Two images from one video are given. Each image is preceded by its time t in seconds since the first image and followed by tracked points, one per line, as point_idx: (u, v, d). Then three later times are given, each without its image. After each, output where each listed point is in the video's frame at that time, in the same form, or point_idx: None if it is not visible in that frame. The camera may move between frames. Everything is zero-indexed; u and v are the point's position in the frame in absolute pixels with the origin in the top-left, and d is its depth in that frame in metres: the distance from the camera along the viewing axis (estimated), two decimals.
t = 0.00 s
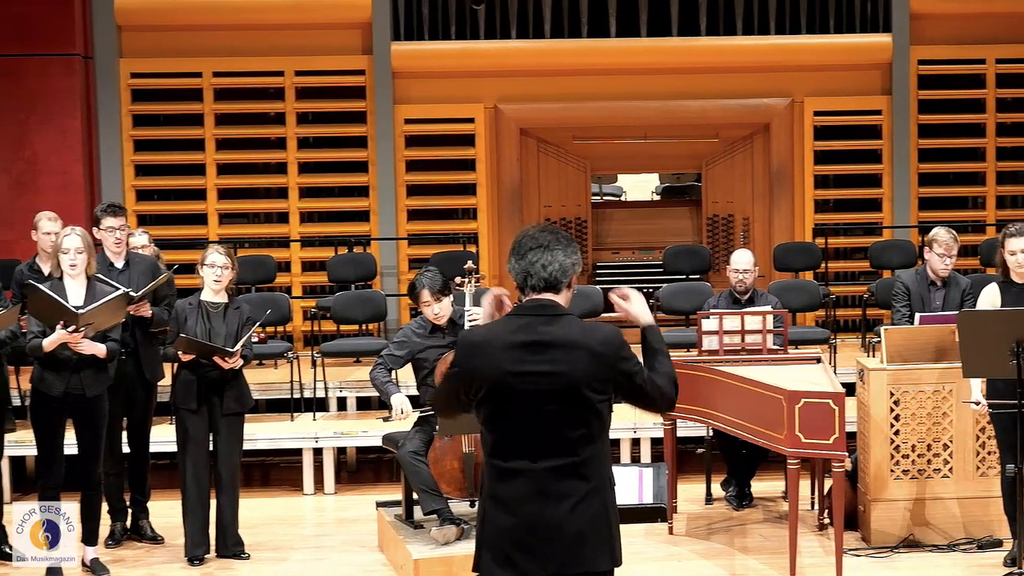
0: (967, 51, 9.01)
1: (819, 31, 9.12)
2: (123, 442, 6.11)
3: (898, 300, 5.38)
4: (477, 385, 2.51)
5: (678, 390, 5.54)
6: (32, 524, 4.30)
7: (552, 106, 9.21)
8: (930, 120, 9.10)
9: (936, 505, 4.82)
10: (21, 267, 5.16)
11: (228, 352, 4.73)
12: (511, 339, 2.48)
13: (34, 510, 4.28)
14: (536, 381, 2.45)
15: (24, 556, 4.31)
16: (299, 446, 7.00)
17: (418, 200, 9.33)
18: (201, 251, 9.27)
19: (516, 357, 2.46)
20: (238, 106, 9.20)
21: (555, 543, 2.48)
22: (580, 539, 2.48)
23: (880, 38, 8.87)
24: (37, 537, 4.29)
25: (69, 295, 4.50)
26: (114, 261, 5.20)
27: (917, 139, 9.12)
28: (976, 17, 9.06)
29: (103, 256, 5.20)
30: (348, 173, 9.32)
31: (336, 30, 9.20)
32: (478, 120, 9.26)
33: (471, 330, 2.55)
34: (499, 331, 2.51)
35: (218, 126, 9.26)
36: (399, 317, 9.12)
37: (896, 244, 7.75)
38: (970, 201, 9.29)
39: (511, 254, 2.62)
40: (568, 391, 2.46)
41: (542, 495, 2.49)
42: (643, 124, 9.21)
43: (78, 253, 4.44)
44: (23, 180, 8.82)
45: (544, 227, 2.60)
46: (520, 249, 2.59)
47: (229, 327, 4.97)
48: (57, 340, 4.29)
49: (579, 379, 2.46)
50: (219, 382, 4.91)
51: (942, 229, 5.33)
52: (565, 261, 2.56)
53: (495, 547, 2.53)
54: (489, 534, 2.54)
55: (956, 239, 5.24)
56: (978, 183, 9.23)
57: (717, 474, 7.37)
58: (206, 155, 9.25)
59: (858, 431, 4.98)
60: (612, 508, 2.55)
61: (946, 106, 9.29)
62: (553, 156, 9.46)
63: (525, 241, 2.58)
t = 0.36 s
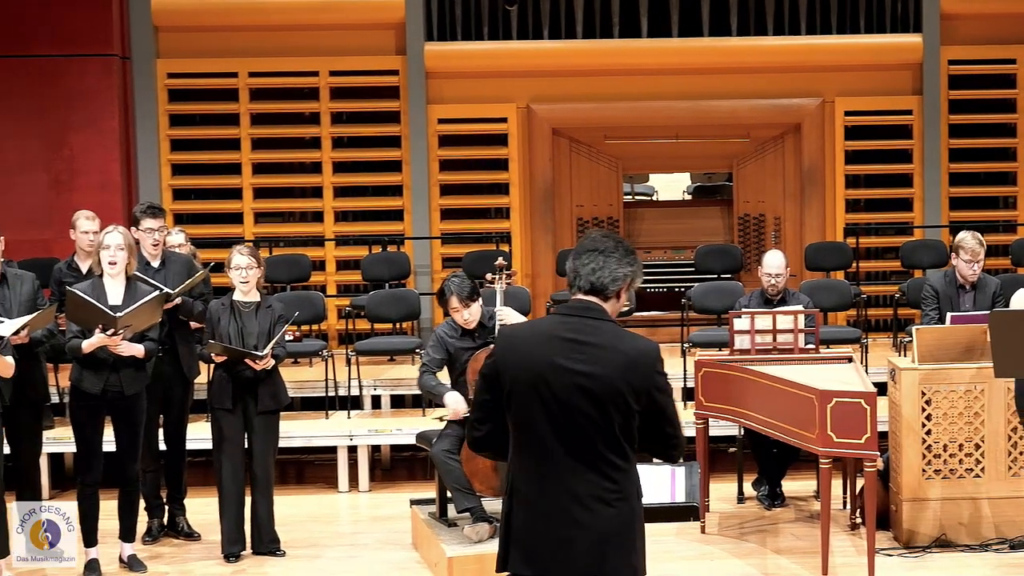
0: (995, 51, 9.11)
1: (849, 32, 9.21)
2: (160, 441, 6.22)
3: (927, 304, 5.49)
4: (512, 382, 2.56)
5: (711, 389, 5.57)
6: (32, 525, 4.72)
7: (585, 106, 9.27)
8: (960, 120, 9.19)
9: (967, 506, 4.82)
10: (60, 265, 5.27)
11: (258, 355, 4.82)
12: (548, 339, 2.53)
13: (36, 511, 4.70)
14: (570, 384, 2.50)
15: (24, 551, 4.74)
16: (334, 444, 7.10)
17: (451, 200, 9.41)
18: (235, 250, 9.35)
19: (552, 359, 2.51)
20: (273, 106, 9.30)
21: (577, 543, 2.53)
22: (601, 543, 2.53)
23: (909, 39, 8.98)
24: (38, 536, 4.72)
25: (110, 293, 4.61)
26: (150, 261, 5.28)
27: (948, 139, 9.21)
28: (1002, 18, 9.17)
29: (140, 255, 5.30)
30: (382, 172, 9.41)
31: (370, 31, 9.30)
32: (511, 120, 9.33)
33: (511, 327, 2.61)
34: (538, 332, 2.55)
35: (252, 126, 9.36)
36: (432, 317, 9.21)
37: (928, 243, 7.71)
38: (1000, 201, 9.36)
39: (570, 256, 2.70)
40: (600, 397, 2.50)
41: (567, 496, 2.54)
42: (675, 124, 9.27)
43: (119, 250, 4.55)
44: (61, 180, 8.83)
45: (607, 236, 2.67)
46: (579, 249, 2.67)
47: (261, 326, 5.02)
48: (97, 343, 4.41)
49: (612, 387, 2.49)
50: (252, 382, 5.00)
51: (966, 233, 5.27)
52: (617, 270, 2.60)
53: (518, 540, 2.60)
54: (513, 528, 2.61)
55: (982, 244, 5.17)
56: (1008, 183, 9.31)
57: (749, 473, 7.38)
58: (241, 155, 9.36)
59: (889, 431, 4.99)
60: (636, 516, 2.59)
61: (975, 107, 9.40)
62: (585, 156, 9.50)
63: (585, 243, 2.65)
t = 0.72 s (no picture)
0: None
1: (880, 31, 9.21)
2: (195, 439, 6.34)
3: (954, 305, 5.51)
4: (551, 386, 2.48)
5: (742, 388, 5.59)
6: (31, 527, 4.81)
7: (615, 106, 9.31)
8: (992, 120, 9.18)
9: (999, 506, 4.81)
10: (97, 264, 5.38)
11: (284, 353, 4.83)
12: (590, 340, 2.46)
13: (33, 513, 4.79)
14: (614, 386, 2.44)
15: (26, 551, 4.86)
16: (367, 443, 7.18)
17: (482, 200, 9.47)
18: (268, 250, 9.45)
19: (596, 361, 2.45)
20: (305, 106, 9.38)
21: (624, 546, 2.50)
22: (646, 543, 2.51)
23: (942, 39, 8.95)
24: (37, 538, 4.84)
25: (143, 291, 4.71)
26: (184, 259, 5.38)
27: (978, 139, 9.19)
28: None
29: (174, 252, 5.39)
30: (414, 172, 9.48)
31: (402, 31, 9.37)
32: (542, 120, 9.37)
33: (543, 330, 2.52)
34: (577, 333, 2.48)
35: (285, 127, 9.45)
36: (463, 316, 9.29)
37: (960, 243, 7.67)
38: None
39: (597, 252, 2.63)
40: (644, 396, 2.46)
41: (612, 499, 2.50)
42: (705, 124, 9.29)
43: (154, 247, 4.65)
44: (96, 180, 8.90)
45: (631, 231, 2.60)
46: (605, 249, 2.59)
47: (289, 323, 5.10)
48: (131, 343, 4.51)
49: (656, 385, 2.47)
50: (279, 380, 5.08)
51: (988, 229, 5.29)
52: (650, 269, 2.57)
53: (560, 547, 2.53)
54: (553, 535, 2.54)
55: (1001, 237, 5.20)
56: None
57: (780, 473, 7.38)
58: (274, 155, 9.45)
59: (920, 432, 4.99)
60: (674, 510, 2.59)
61: (1008, 106, 9.35)
62: (615, 155, 9.56)
63: (613, 243, 2.58)
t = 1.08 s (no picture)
0: None
1: (911, 32, 9.23)
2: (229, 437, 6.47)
3: (981, 305, 5.53)
4: (583, 388, 2.48)
5: (771, 389, 5.62)
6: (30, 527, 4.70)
7: (646, 106, 9.36)
8: None
9: None
10: (130, 264, 5.50)
11: (312, 345, 4.89)
12: (619, 340, 2.46)
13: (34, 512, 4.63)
14: (645, 385, 2.44)
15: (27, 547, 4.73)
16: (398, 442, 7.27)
17: (514, 200, 9.54)
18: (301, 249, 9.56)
19: (624, 361, 2.44)
20: (338, 107, 9.49)
21: (661, 545, 2.49)
22: (682, 540, 2.51)
23: (973, 39, 8.98)
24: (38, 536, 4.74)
25: (175, 289, 4.82)
26: (217, 259, 5.49)
27: (1010, 139, 9.18)
28: None
29: (208, 253, 5.50)
30: (446, 172, 9.57)
31: (434, 31, 9.46)
32: (573, 120, 9.42)
33: (570, 332, 2.52)
34: (605, 333, 2.48)
35: (318, 126, 9.56)
36: (494, 316, 9.38)
37: (990, 243, 7.63)
38: None
39: (626, 260, 2.54)
40: (674, 394, 2.45)
41: (647, 498, 2.50)
42: (735, 124, 9.33)
43: (188, 247, 4.77)
44: (132, 180, 9.05)
45: (658, 234, 2.56)
46: (642, 256, 2.52)
47: (318, 322, 5.17)
48: (164, 343, 4.61)
49: (685, 383, 2.46)
50: (308, 377, 5.17)
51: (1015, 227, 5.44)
52: (678, 269, 2.58)
53: (598, 548, 2.53)
54: (588, 534, 2.55)
55: None
56: None
57: (809, 473, 7.38)
58: (308, 155, 9.56)
59: (949, 431, 5.00)
60: (710, 507, 2.58)
61: None
62: (647, 155, 9.62)
63: (650, 250, 2.52)
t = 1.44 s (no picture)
0: None
1: (937, 32, 9.25)
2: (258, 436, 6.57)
3: (1007, 307, 5.54)
4: (602, 378, 2.56)
5: (797, 388, 5.63)
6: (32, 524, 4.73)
7: (673, 106, 9.40)
8: None
9: None
10: (160, 262, 5.60)
11: (336, 344, 5.00)
12: (638, 334, 2.53)
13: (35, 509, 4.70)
14: (660, 379, 2.49)
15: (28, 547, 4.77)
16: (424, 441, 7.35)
17: (541, 199, 9.59)
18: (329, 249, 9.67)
19: (642, 354, 2.51)
20: (366, 107, 9.59)
21: (671, 541, 2.53)
22: (693, 540, 2.52)
23: (999, 40, 9.02)
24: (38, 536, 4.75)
25: (201, 289, 4.92)
26: (245, 258, 5.58)
27: None
28: None
29: (237, 253, 5.59)
30: (474, 172, 9.64)
31: (462, 32, 9.54)
32: (600, 120, 9.47)
33: (596, 323, 2.61)
34: (626, 326, 2.55)
35: (346, 126, 9.67)
36: (521, 316, 9.44)
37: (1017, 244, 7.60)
38: None
39: (658, 257, 2.58)
40: (690, 391, 2.49)
41: (659, 494, 2.54)
42: (761, 124, 9.37)
43: (213, 249, 4.84)
44: (161, 180, 9.14)
45: (690, 234, 2.61)
46: (674, 255, 2.57)
47: (343, 321, 5.25)
48: (192, 343, 4.73)
49: (702, 380, 2.50)
50: (333, 376, 5.25)
51: None
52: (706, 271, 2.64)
53: (612, 539, 2.59)
54: (606, 527, 2.61)
55: None
56: None
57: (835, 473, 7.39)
58: (336, 155, 9.67)
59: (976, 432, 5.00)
60: (726, 511, 2.59)
61: None
62: (673, 156, 9.67)
63: (683, 249, 2.57)
